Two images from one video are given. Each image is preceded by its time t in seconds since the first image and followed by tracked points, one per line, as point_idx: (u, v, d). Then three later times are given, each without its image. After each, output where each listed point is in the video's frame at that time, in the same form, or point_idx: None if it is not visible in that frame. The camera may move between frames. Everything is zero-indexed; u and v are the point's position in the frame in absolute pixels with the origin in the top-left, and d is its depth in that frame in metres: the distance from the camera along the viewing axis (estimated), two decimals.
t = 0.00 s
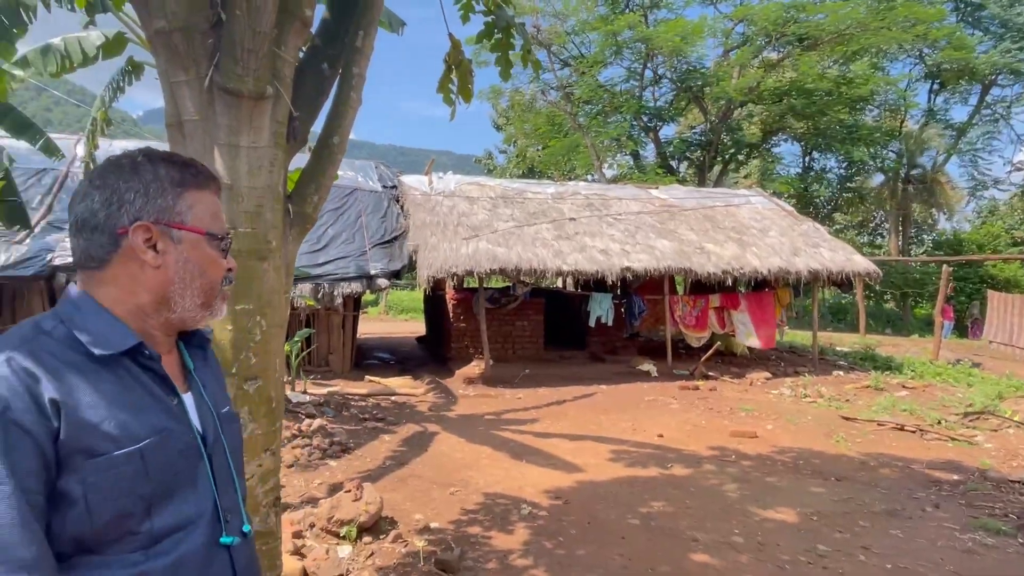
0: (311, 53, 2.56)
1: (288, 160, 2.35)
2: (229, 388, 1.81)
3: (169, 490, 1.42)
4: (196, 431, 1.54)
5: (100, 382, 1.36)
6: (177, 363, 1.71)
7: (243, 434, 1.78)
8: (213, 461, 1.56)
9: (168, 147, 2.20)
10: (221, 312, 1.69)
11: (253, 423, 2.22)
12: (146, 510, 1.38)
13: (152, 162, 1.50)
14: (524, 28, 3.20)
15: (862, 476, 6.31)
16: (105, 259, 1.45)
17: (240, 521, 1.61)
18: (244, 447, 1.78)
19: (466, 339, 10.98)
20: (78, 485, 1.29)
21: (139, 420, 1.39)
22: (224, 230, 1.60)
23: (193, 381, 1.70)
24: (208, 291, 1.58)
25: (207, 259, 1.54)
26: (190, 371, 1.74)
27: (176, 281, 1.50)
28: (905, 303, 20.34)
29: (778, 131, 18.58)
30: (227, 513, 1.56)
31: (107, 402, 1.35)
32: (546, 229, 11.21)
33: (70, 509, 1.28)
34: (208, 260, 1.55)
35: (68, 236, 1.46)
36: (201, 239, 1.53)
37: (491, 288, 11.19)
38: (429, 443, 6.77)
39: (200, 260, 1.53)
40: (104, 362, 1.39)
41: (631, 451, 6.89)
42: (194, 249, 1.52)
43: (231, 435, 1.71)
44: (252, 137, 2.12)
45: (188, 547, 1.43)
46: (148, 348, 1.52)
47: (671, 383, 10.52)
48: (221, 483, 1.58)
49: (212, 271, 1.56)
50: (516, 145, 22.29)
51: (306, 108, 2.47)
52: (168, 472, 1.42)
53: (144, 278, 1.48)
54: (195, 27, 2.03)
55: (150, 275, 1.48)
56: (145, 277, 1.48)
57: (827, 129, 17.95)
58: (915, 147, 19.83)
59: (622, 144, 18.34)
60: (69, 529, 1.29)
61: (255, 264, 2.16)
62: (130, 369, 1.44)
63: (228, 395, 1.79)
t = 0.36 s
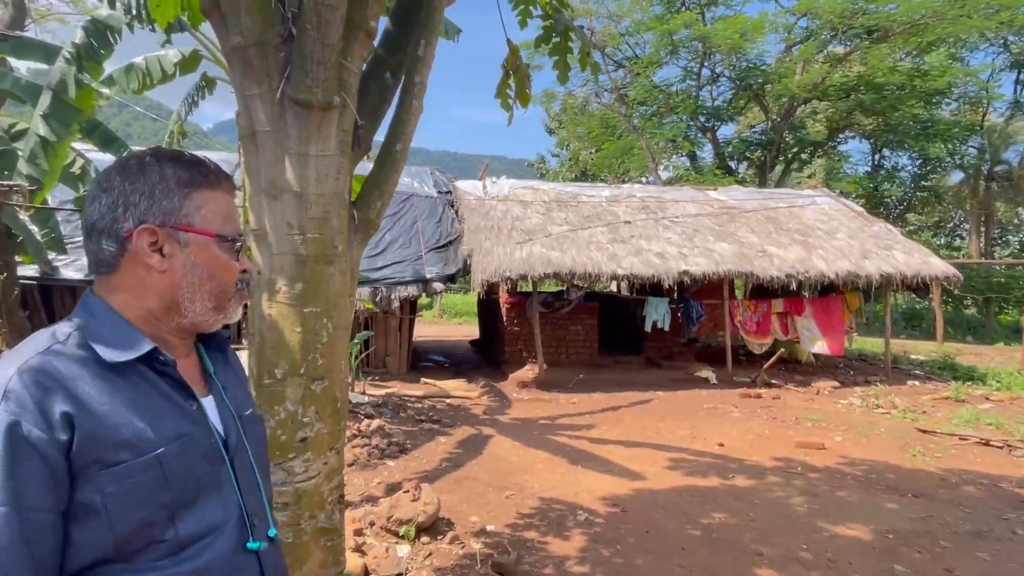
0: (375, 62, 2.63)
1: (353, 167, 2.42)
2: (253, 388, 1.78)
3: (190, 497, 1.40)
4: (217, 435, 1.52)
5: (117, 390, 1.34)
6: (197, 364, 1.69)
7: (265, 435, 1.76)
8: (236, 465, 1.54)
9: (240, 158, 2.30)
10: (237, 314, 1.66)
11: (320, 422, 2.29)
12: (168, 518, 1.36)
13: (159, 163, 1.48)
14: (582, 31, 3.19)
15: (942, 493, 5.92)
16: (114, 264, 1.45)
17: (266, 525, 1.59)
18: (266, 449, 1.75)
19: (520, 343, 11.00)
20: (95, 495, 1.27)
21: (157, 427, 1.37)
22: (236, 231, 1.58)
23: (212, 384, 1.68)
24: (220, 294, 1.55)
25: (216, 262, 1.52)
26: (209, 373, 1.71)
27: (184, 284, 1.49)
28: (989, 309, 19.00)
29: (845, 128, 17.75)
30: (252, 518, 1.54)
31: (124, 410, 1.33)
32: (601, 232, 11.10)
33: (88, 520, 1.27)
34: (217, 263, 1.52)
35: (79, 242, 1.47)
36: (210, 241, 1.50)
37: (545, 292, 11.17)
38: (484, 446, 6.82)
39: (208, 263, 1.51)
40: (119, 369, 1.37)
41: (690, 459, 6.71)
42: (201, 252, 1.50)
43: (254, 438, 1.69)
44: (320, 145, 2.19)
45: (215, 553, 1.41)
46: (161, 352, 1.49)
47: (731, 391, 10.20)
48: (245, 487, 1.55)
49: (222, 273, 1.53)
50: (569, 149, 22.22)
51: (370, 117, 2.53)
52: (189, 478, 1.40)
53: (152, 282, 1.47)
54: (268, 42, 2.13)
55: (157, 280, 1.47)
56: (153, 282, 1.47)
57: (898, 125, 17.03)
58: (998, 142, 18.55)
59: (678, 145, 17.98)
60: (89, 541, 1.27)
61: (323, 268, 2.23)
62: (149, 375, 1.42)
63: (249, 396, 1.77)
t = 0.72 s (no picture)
0: (433, 72, 2.67)
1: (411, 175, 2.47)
2: (281, 398, 1.70)
3: (191, 514, 1.37)
4: (228, 450, 1.48)
5: (116, 406, 1.34)
6: (222, 373, 1.64)
7: (292, 448, 1.67)
8: (246, 483, 1.48)
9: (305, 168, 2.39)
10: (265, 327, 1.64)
11: (378, 425, 2.34)
12: (169, 534, 1.34)
13: (177, 175, 1.48)
14: (641, 32, 3.13)
15: None
16: (135, 278, 1.48)
17: (278, 545, 1.51)
18: (292, 462, 1.66)
19: (579, 348, 10.90)
20: (93, 509, 1.29)
21: (157, 443, 1.35)
22: (257, 243, 1.55)
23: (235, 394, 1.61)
24: (237, 308, 1.53)
25: (232, 276, 1.49)
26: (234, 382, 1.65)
27: (200, 299, 1.48)
28: None
29: (928, 122, 16.64)
30: (260, 538, 1.47)
31: (125, 425, 1.33)
32: (661, 236, 10.86)
33: (86, 533, 1.31)
34: (234, 277, 1.50)
35: (110, 256, 1.52)
36: (227, 255, 1.49)
37: (603, 297, 11.02)
38: (542, 452, 6.78)
39: (225, 277, 1.49)
40: (126, 383, 1.38)
41: (756, 472, 6.43)
42: (218, 266, 1.49)
43: (277, 452, 1.61)
44: (379, 155, 2.24)
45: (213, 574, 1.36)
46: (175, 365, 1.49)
47: (801, 401, 9.72)
48: (253, 505, 1.47)
49: (240, 288, 1.51)
50: (628, 151, 21.92)
51: (428, 126, 2.57)
52: (187, 496, 1.37)
53: (170, 297, 1.48)
54: (330, 57, 2.20)
55: (174, 294, 1.48)
56: (170, 296, 1.48)
57: (989, 117, 15.80)
58: None
59: (743, 145, 17.39)
60: (85, 554, 1.30)
61: (382, 276, 2.28)
62: (155, 390, 1.41)
63: (276, 408, 1.67)
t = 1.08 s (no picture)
0: (494, 80, 2.69)
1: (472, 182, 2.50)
2: (333, 402, 1.76)
3: (247, 516, 1.44)
4: (281, 455, 1.55)
5: (179, 411, 1.43)
6: (277, 377, 1.71)
7: (344, 450, 1.74)
8: (298, 486, 1.55)
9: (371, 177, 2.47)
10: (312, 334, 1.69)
11: (441, 428, 2.38)
12: (227, 534, 1.41)
13: (226, 190, 1.57)
14: (706, 32, 3.05)
15: None
16: (189, 288, 1.58)
17: (329, 545, 1.57)
18: (343, 465, 1.72)
19: (642, 354, 10.69)
20: (158, 508, 1.37)
21: (217, 447, 1.43)
22: (298, 251, 1.60)
23: (288, 399, 1.68)
24: (281, 316, 1.58)
25: (274, 285, 1.55)
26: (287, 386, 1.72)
27: (244, 308, 1.55)
28: None
29: None
30: (311, 539, 1.54)
31: (188, 429, 1.42)
32: (729, 239, 10.52)
33: (155, 530, 1.37)
34: (276, 285, 1.55)
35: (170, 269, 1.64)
36: (268, 264, 1.55)
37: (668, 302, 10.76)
38: (604, 459, 6.70)
39: (266, 286, 1.55)
40: (187, 389, 1.46)
41: (833, 488, 6.10)
42: (260, 274, 1.55)
43: (329, 456, 1.67)
44: (442, 164, 2.28)
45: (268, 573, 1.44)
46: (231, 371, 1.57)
47: (882, 413, 9.14)
48: (305, 508, 1.54)
49: (282, 296, 1.56)
50: (694, 152, 21.35)
51: (489, 134, 2.60)
52: (244, 498, 1.44)
53: (220, 305, 1.57)
54: (396, 69, 2.25)
55: (222, 302, 1.57)
56: (219, 304, 1.57)
57: None
58: None
59: (818, 142, 16.58)
60: (153, 550, 1.37)
61: (444, 283, 2.32)
62: (215, 396, 1.49)
63: (327, 412, 1.73)
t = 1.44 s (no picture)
0: (550, 83, 2.70)
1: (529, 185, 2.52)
2: (398, 397, 1.81)
3: (325, 499, 1.49)
4: (354, 443, 1.59)
5: (261, 399, 1.50)
6: (348, 371, 1.77)
7: (409, 443, 1.78)
8: (370, 473, 1.60)
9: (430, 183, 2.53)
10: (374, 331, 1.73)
11: (497, 430, 2.40)
12: (306, 516, 1.47)
13: (289, 198, 1.65)
14: (769, 26, 2.96)
15: None
16: (261, 290, 1.67)
17: (399, 532, 1.61)
18: (409, 456, 1.77)
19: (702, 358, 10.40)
20: (244, 491, 1.43)
21: (296, 433, 1.49)
22: (357, 252, 1.66)
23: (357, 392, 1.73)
24: (344, 312, 1.64)
25: (336, 282, 1.62)
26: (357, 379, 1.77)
27: (310, 306, 1.62)
28: None
29: None
30: (383, 524, 1.58)
31: (269, 417, 1.48)
32: (794, 240, 10.11)
33: (241, 511, 1.43)
34: (337, 283, 1.62)
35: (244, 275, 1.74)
36: (329, 264, 1.61)
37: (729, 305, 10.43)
38: (662, 466, 6.56)
39: (330, 284, 1.61)
40: (268, 381, 1.53)
41: (911, 503, 5.74)
42: (323, 275, 1.62)
43: (397, 448, 1.72)
44: (499, 168, 2.31)
45: (345, 554, 1.48)
46: (304, 365, 1.63)
47: (966, 426, 8.54)
48: (377, 493, 1.59)
49: (344, 293, 1.62)
50: (757, 150, 20.64)
51: (546, 137, 2.61)
52: (321, 481, 1.49)
53: (288, 305, 1.65)
54: (454, 77, 2.30)
55: (290, 302, 1.64)
56: (287, 304, 1.64)
57: None
58: None
59: (892, 137, 15.70)
60: (239, 530, 1.43)
61: (501, 284, 2.35)
62: (292, 386, 1.56)
63: (393, 406, 1.79)
